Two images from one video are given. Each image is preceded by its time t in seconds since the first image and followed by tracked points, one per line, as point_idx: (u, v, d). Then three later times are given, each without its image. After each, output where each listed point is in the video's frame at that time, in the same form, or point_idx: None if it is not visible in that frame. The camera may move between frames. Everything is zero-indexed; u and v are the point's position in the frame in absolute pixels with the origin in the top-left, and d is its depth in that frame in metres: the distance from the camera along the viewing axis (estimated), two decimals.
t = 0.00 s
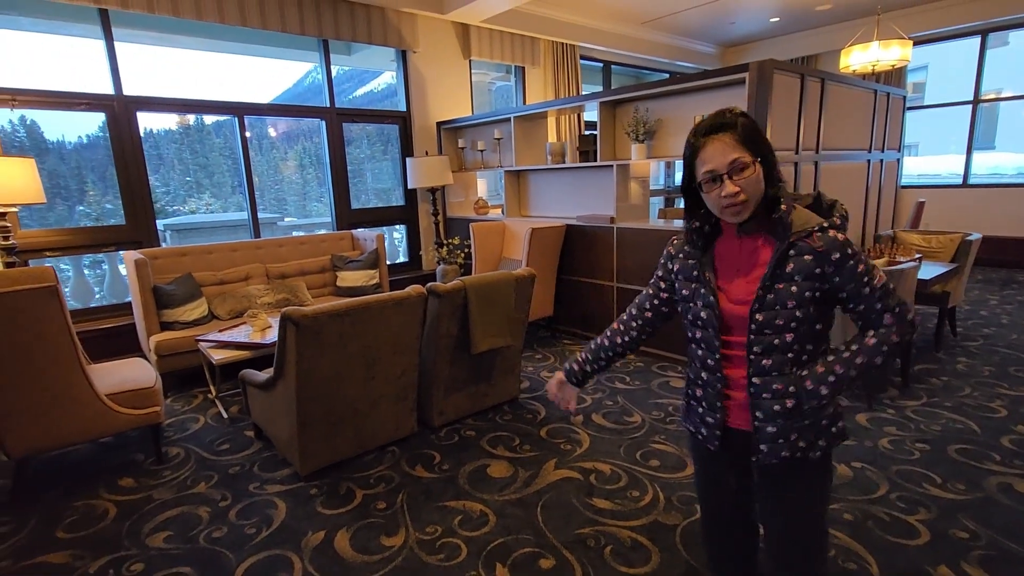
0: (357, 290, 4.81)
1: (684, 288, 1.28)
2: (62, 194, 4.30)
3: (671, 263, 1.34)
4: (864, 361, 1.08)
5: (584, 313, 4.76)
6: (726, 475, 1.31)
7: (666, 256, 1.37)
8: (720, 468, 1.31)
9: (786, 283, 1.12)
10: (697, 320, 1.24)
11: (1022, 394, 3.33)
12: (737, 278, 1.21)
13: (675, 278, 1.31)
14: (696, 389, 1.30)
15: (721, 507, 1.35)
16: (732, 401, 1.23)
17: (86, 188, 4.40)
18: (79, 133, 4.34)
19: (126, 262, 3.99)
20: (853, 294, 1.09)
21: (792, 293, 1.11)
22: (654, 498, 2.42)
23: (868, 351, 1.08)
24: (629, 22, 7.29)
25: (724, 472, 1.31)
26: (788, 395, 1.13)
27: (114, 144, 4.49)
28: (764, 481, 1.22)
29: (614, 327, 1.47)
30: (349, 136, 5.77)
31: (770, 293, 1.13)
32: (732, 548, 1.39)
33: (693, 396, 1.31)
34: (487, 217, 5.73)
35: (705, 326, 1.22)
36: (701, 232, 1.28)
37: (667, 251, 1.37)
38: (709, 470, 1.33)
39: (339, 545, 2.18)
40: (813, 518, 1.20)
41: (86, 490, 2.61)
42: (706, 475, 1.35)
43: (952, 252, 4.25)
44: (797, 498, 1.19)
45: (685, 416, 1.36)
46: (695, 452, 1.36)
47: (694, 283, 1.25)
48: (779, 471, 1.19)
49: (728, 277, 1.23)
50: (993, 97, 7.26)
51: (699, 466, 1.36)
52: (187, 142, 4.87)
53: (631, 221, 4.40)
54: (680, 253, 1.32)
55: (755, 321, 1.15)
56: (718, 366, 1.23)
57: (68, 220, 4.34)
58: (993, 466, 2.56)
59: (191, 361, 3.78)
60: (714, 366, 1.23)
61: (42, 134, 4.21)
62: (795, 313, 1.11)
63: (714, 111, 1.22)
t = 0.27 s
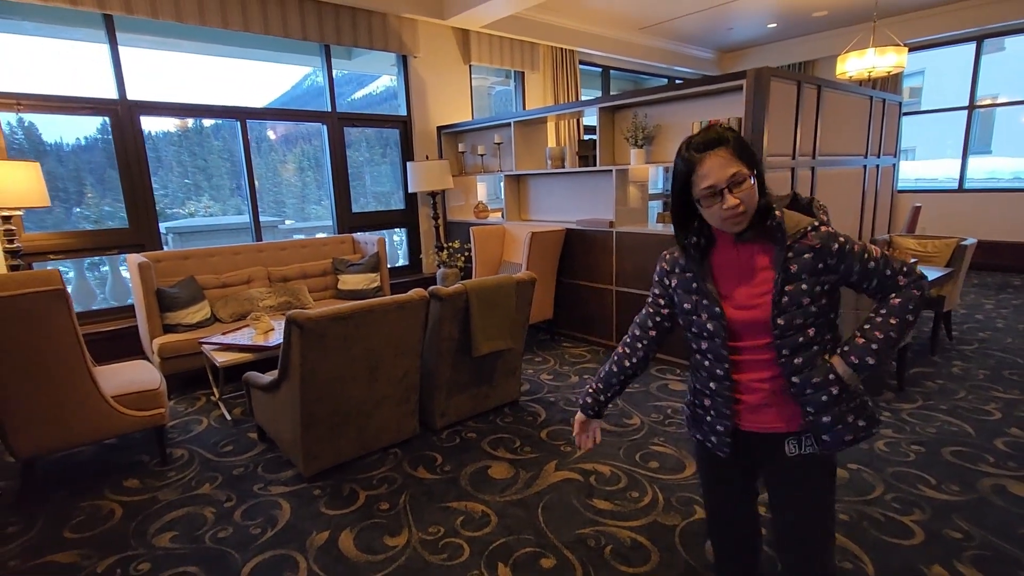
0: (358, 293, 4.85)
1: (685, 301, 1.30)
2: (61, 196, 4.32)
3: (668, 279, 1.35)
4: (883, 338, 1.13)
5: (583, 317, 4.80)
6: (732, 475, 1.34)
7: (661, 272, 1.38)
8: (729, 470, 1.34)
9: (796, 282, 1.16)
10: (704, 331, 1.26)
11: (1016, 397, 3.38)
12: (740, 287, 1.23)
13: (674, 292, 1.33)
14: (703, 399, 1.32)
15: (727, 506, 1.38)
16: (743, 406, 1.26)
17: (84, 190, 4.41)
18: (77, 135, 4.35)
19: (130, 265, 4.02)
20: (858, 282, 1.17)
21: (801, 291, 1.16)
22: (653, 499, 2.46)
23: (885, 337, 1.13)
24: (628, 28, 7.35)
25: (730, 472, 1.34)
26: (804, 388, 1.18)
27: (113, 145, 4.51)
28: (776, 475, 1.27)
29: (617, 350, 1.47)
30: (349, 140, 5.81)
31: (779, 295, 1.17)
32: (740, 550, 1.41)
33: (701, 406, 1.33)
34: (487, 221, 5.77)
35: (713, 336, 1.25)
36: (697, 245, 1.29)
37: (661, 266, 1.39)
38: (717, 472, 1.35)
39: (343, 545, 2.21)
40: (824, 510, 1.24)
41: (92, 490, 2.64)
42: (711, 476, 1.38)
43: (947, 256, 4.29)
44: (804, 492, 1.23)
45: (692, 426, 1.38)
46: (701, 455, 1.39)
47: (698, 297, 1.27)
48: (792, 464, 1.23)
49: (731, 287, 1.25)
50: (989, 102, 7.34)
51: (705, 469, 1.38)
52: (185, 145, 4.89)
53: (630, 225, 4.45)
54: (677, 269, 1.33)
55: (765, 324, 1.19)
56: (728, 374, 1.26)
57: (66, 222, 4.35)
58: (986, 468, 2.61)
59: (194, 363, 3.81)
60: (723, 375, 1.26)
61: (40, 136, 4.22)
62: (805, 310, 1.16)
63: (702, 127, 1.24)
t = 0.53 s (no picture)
0: (357, 296, 4.88)
1: (692, 302, 1.33)
2: (56, 198, 4.32)
3: (675, 281, 1.37)
4: (870, 348, 1.16)
5: (580, 319, 4.85)
6: (730, 475, 1.38)
7: (666, 274, 1.40)
8: (725, 470, 1.37)
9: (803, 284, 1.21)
10: (711, 333, 1.29)
11: (1004, 399, 3.44)
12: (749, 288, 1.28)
13: (682, 294, 1.35)
14: (707, 401, 1.34)
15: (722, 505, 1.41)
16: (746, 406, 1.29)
17: (80, 193, 4.42)
18: (72, 138, 4.36)
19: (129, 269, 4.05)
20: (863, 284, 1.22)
21: (807, 293, 1.21)
22: (648, 499, 2.50)
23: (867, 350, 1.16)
24: (624, 34, 7.42)
25: (726, 473, 1.37)
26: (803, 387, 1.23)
27: (108, 148, 4.52)
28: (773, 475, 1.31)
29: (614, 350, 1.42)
30: (347, 144, 5.85)
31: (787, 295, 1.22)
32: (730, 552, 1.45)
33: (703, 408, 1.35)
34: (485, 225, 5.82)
35: (720, 338, 1.28)
36: (706, 247, 1.33)
37: (666, 268, 1.40)
38: (715, 472, 1.39)
39: (343, 545, 2.24)
40: (813, 515, 1.28)
41: (94, 492, 2.67)
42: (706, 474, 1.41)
43: (937, 260, 4.35)
44: (793, 495, 1.28)
45: (692, 428, 1.41)
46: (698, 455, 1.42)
47: (706, 297, 1.30)
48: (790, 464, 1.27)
49: (739, 289, 1.29)
50: (981, 108, 7.43)
51: (702, 469, 1.41)
52: (182, 147, 4.90)
53: (626, 229, 4.50)
54: (684, 270, 1.35)
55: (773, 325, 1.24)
56: (735, 375, 1.29)
57: (61, 224, 4.35)
58: (974, 468, 2.66)
59: (193, 366, 3.83)
60: (729, 375, 1.29)
61: (34, 138, 4.22)
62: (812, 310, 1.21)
63: (718, 134, 1.31)
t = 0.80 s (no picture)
0: (355, 298, 4.90)
1: (714, 295, 1.35)
2: (52, 200, 4.33)
3: (699, 273, 1.39)
4: (888, 345, 1.21)
5: (577, 320, 4.88)
6: (736, 473, 1.41)
7: (690, 266, 1.42)
8: (731, 466, 1.40)
9: (824, 285, 1.26)
10: (732, 327, 1.32)
11: (995, 398, 3.49)
12: (772, 283, 1.31)
13: (705, 287, 1.37)
14: (723, 396, 1.36)
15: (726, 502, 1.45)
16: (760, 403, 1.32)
17: (76, 195, 4.42)
18: (67, 139, 4.35)
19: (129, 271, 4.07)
20: (879, 298, 1.26)
21: (827, 294, 1.25)
22: (645, 498, 2.54)
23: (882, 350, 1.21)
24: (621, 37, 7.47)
25: (732, 471, 1.41)
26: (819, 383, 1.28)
27: (104, 149, 4.52)
28: (780, 473, 1.35)
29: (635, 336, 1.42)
30: (345, 146, 5.88)
31: (808, 293, 1.26)
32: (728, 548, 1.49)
33: (717, 401, 1.38)
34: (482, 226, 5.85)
35: (742, 331, 1.30)
36: (736, 239, 1.36)
37: (690, 261, 1.43)
38: (721, 469, 1.42)
39: (343, 544, 2.27)
40: (806, 512, 1.33)
41: (95, 492, 2.69)
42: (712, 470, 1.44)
43: (930, 262, 4.40)
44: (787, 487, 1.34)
45: (702, 423, 1.43)
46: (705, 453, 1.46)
47: (729, 290, 1.33)
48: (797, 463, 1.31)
49: (761, 284, 1.32)
50: (975, 110, 7.50)
51: (709, 465, 1.45)
52: (178, 149, 4.91)
53: (622, 231, 4.53)
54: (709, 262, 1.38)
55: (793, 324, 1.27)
56: (753, 370, 1.31)
57: (56, 226, 4.35)
58: (964, 466, 2.71)
59: (193, 367, 3.85)
60: (747, 370, 1.31)
61: (30, 139, 4.22)
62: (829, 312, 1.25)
63: (757, 131, 1.35)
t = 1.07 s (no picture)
0: (356, 297, 4.93)
1: (747, 289, 1.36)
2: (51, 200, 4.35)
3: (731, 267, 1.40)
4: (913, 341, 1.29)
5: (576, 320, 4.91)
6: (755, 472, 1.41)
7: (721, 260, 1.43)
8: (751, 465, 1.41)
9: (858, 283, 1.30)
10: (766, 321, 1.33)
11: (991, 397, 3.52)
12: (808, 278, 1.33)
13: (739, 279, 1.37)
14: (753, 391, 1.36)
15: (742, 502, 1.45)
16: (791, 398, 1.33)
17: (75, 195, 4.44)
18: (66, 140, 4.37)
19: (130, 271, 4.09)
20: (903, 301, 1.32)
21: (860, 292, 1.29)
22: (643, 495, 2.57)
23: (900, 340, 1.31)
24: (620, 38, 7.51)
25: (752, 470, 1.41)
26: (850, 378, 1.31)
27: (104, 150, 4.54)
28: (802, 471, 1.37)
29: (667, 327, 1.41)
30: (345, 146, 5.91)
31: (842, 290, 1.30)
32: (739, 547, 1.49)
33: (745, 397, 1.38)
34: (482, 226, 5.88)
35: (775, 326, 1.32)
36: (773, 232, 1.39)
37: (721, 255, 1.44)
38: (741, 468, 1.42)
39: (344, 540, 2.30)
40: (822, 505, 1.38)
41: (98, 490, 2.71)
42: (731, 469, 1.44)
43: (926, 262, 4.43)
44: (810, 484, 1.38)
45: (725, 421, 1.43)
46: (723, 452, 1.45)
47: (764, 284, 1.34)
48: (821, 460, 1.35)
49: (795, 279, 1.34)
50: (974, 110, 7.53)
51: (726, 464, 1.45)
52: (178, 149, 4.93)
53: (621, 231, 4.55)
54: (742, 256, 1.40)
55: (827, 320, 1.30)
56: (787, 364, 1.32)
57: (55, 226, 4.37)
58: (959, 463, 2.74)
59: (194, 367, 3.88)
60: (781, 363, 1.32)
61: (30, 140, 4.24)
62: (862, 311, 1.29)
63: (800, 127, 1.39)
